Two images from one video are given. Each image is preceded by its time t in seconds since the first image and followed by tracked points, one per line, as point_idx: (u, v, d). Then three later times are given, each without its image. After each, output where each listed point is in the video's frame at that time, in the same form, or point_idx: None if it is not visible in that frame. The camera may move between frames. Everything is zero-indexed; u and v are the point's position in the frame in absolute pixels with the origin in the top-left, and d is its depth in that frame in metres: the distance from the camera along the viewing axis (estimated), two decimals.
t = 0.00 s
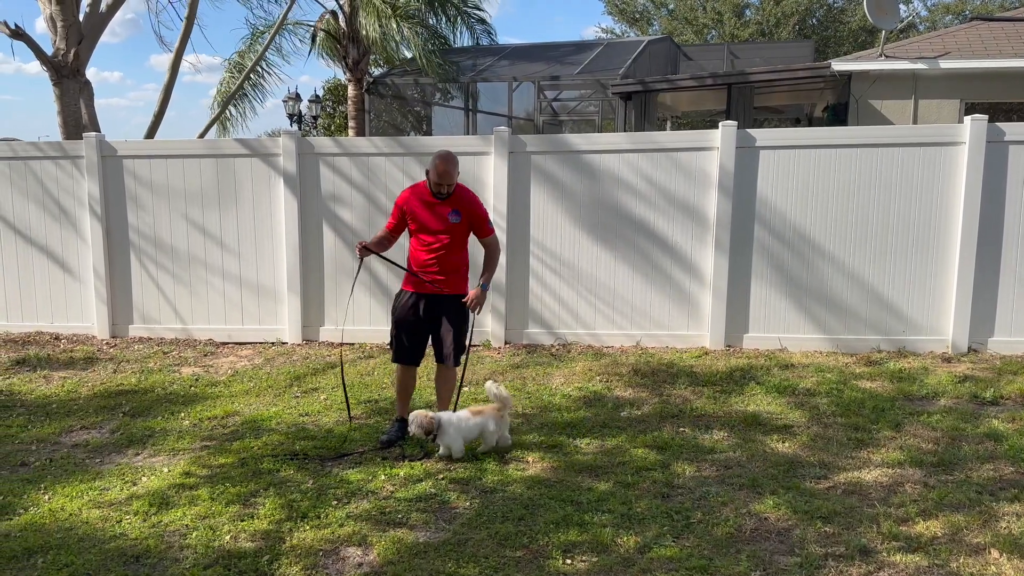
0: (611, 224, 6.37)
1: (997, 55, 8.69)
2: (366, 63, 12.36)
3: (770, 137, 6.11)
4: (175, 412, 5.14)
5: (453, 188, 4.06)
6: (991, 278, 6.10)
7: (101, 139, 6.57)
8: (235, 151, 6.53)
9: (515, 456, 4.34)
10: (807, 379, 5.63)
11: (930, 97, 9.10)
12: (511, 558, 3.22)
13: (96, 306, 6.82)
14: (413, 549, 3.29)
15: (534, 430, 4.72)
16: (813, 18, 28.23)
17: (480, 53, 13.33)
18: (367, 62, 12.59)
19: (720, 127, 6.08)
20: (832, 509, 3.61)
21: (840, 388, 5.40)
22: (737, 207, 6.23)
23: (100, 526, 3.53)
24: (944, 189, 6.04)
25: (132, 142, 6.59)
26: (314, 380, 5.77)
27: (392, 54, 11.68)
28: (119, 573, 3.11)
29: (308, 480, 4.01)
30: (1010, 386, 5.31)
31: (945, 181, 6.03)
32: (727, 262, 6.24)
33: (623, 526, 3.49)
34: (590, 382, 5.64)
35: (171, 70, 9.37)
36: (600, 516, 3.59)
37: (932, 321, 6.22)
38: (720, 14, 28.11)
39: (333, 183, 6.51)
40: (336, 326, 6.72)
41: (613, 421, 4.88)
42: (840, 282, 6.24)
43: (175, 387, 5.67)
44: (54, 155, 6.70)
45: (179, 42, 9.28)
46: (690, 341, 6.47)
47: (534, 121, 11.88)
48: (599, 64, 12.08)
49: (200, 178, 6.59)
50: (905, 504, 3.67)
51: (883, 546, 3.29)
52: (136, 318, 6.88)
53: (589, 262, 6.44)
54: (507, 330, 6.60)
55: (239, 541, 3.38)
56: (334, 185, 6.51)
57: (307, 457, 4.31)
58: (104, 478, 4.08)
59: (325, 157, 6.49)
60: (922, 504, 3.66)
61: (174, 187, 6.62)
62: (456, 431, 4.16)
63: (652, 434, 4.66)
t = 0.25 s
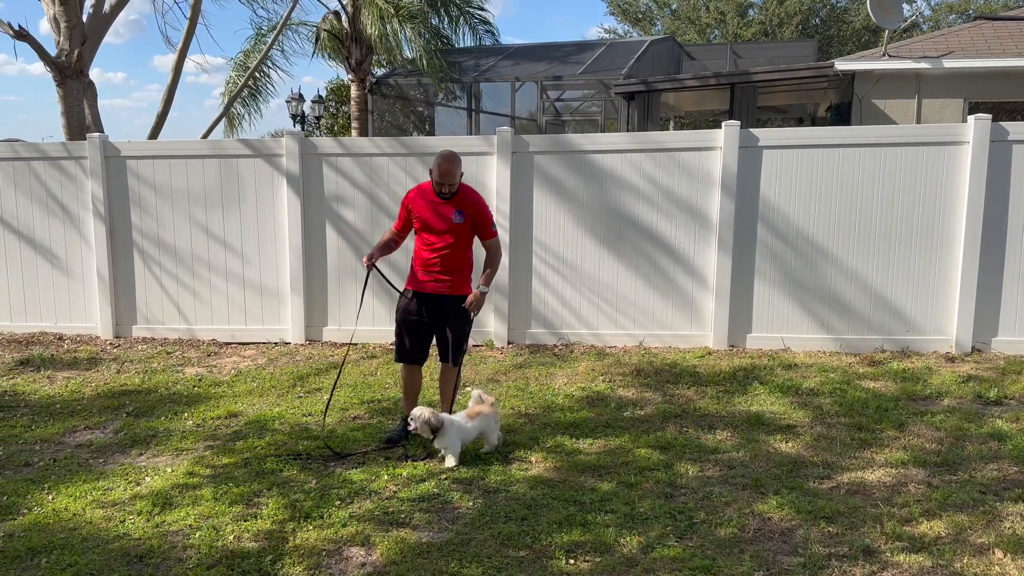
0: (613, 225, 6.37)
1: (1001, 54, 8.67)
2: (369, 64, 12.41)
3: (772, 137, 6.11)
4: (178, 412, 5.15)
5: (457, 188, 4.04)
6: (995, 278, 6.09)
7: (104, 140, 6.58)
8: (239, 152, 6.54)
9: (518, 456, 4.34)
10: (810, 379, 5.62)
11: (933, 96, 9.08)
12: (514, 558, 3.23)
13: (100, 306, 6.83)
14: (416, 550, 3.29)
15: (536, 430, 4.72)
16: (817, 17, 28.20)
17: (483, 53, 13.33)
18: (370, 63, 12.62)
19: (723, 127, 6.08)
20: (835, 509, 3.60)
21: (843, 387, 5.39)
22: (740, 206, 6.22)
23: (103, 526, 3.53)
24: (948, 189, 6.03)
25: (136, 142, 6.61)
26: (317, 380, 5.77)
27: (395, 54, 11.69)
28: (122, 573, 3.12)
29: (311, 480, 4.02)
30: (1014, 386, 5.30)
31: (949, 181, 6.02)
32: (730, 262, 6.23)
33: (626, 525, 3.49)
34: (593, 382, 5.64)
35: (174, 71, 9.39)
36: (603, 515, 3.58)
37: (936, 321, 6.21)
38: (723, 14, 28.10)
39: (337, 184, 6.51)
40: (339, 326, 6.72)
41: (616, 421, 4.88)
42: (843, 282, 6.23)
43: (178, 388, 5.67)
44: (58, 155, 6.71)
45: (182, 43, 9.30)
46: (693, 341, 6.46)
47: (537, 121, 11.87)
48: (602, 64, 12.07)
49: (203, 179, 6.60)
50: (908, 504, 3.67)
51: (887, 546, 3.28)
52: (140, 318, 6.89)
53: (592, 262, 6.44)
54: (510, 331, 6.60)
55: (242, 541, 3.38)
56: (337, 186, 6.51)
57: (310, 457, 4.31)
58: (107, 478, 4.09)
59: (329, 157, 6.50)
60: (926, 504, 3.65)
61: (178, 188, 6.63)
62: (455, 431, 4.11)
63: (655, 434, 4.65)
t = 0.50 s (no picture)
0: (615, 225, 6.37)
1: (1004, 54, 8.65)
2: (371, 63, 12.57)
3: (775, 137, 6.11)
4: (181, 412, 5.16)
5: (456, 188, 4.03)
6: (998, 277, 6.08)
7: (107, 140, 6.60)
8: (242, 152, 6.55)
9: (520, 457, 4.34)
10: (813, 379, 5.61)
11: (937, 96, 9.06)
12: (517, 559, 3.23)
13: (103, 307, 6.85)
14: (419, 550, 3.29)
15: (539, 430, 4.73)
16: (819, 16, 28.17)
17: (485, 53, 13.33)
18: (372, 64, 12.72)
19: (725, 127, 6.07)
20: (838, 510, 3.60)
21: (846, 387, 5.39)
22: (742, 206, 6.22)
23: (107, 526, 3.54)
24: (951, 188, 6.02)
25: (139, 143, 6.62)
26: (320, 380, 5.78)
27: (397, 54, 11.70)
28: (125, 574, 3.12)
29: (314, 480, 4.02)
30: (1018, 386, 5.29)
31: (952, 181, 6.01)
32: (732, 262, 6.22)
33: (629, 526, 3.49)
34: (596, 382, 5.64)
35: (177, 72, 9.40)
36: (606, 516, 3.59)
37: (939, 320, 6.20)
38: (725, 13, 28.10)
39: (339, 185, 6.52)
40: (341, 326, 6.73)
41: (618, 421, 4.88)
42: (846, 281, 6.22)
43: (181, 388, 5.69)
44: (61, 156, 6.73)
45: (185, 44, 9.31)
46: (696, 341, 6.46)
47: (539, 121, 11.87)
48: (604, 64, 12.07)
49: (206, 179, 6.61)
50: (912, 504, 3.66)
51: (890, 546, 3.28)
52: (143, 319, 6.90)
53: (594, 262, 6.44)
54: (512, 331, 6.60)
55: (245, 541, 3.39)
56: (339, 186, 6.52)
57: (313, 458, 4.32)
58: (111, 478, 4.10)
59: (331, 158, 6.50)
60: (929, 504, 3.65)
61: (180, 188, 6.64)
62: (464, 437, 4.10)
63: (658, 434, 4.65)
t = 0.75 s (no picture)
0: (618, 225, 6.37)
1: (1007, 53, 8.64)
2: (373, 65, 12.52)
3: (777, 136, 6.10)
4: (184, 412, 5.17)
5: (450, 186, 4.03)
6: (1001, 277, 6.07)
7: (110, 141, 6.61)
8: (244, 152, 6.56)
9: (523, 457, 4.34)
10: (816, 378, 5.61)
11: (939, 95, 9.05)
12: (520, 558, 3.23)
13: (106, 307, 6.86)
14: (422, 550, 3.30)
15: (541, 430, 4.73)
16: (821, 16, 28.15)
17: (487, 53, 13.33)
18: (374, 64, 12.71)
19: (727, 126, 6.07)
20: (841, 509, 3.59)
21: (849, 387, 5.38)
22: (745, 205, 6.21)
23: (110, 526, 3.55)
24: (954, 187, 6.01)
25: (141, 143, 6.63)
26: (323, 380, 5.78)
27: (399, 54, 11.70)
28: (129, 573, 3.13)
29: (317, 480, 4.03)
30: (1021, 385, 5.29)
31: (955, 180, 6.01)
32: (735, 262, 6.22)
33: (632, 525, 3.49)
34: (598, 382, 5.64)
35: (180, 72, 9.41)
36: (608, 515, 3.59)
37: (942, 320, 6.19)
38: (728, 12, 28.10)
39: (341, 184, 6.52)
40: (344, 326, 6.74)
41: (620, 421, 4.88)
42: (849, 281, 6.21)
43: (184, 388, 5.69)
44: (64, 156, 6.73)
45: (187, 44, 9.32)
46: (698, 341, 6.46)
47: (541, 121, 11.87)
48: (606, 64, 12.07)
49: (208, 179, 6.62)
50: (915, 503, 3.66)
51: (893, 546, 3.28)
52: (146, 319, 6.91)
53: (596, 262, 6.44)
54: (514, 330, 6.60)
55: (248, 541, 3.39)
56: (342, 186, 6.52)
57: (315, 458, 4.32)
58: (114, 478, 4.11)
59: (333, 158, 6.51)
60: (932, 504, 3.64)
61: (183, 188, 6.65)
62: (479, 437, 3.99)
63: (660, 433, 4.65)
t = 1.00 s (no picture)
0: (620, 224, 6.37)
1: (1009, 52, 8.63)
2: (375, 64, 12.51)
3: (779, 135, 6.10)
4: (186, 412, 5.17)
5: (439, 182, 4.04)
6: (1004, 276, 6.07)
7: (112, 141, 6.62)
8: (246, 152, 6.56)
9: (525, 456, 4.34)
10: (818, 378, 5.61)
11: (941, 94, 9.04)
12: (522, 558, 3.23)
13: (108, 307, 6.86)
14: (424, 549, 3.30)
15: (543, 430, 4.73)
16: (823, 15, 28.13)
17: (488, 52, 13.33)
18: (376, 63, 12.73)
19: (729, 125, 6.06)
20: (843, 509, 3.59)
21: (851, 386, 5.38)
22: (747, 205, 6.21)
23: (112, 526, 3.55)
24: (956, 187, 6.01)
25: (143, 144, 6.64)
26: (325, 380, 5.78)
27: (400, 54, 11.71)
28: (131, 573, 3.13)
29: (319, 480, 4.03)
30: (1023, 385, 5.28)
31: (957, 179, 6.00)
32: (737, 261, 6.22)
33: (634, 525, 3.49)
34: (600, 382, 5.64)
35: (181, 72, 9.42)
36: (610, 515, 3.59)
37: (944, 319, 6.19)
38: (729, 11, 28.11)
39: (343, 184, 6.52)
40: (346, 326, 6.74)
41: (622, 420, 4.88)
42: (851, 280, 6.21)
43: (186, 388, 5.70)
44: (66, 156, 6.74)
45: (189, 44, 9.33)
46: (700, 340, 6.45)
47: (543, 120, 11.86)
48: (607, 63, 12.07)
49: (210, 179, 6.62)
50: (917, 503, 3.66)
51: (895, 545, 3.27)
52: (148, 319, 6.92)
53: (599, 261, 6.44)
54: (516, 330, 6.60)
55: (250, 540, 3.39)
56: (343, 186, 6.53)
57: (317, 457, 4.32)
58: (116, 478, 4.11)
59: (335, 158, 6.51)
60: (934, 503, 3.64)
61: (185, 189, 6.65)
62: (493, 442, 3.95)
63: (662, 433, 4.65)
